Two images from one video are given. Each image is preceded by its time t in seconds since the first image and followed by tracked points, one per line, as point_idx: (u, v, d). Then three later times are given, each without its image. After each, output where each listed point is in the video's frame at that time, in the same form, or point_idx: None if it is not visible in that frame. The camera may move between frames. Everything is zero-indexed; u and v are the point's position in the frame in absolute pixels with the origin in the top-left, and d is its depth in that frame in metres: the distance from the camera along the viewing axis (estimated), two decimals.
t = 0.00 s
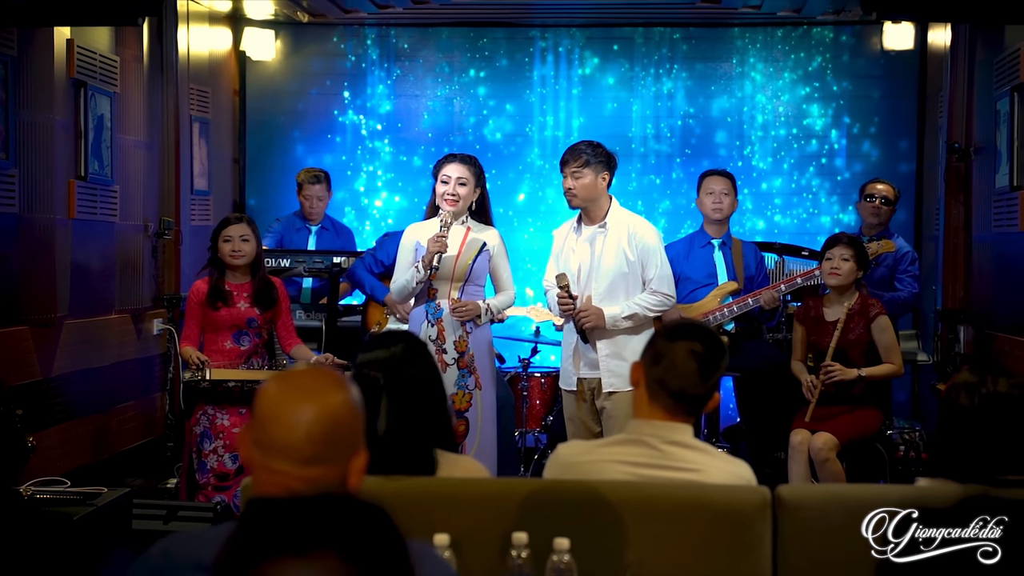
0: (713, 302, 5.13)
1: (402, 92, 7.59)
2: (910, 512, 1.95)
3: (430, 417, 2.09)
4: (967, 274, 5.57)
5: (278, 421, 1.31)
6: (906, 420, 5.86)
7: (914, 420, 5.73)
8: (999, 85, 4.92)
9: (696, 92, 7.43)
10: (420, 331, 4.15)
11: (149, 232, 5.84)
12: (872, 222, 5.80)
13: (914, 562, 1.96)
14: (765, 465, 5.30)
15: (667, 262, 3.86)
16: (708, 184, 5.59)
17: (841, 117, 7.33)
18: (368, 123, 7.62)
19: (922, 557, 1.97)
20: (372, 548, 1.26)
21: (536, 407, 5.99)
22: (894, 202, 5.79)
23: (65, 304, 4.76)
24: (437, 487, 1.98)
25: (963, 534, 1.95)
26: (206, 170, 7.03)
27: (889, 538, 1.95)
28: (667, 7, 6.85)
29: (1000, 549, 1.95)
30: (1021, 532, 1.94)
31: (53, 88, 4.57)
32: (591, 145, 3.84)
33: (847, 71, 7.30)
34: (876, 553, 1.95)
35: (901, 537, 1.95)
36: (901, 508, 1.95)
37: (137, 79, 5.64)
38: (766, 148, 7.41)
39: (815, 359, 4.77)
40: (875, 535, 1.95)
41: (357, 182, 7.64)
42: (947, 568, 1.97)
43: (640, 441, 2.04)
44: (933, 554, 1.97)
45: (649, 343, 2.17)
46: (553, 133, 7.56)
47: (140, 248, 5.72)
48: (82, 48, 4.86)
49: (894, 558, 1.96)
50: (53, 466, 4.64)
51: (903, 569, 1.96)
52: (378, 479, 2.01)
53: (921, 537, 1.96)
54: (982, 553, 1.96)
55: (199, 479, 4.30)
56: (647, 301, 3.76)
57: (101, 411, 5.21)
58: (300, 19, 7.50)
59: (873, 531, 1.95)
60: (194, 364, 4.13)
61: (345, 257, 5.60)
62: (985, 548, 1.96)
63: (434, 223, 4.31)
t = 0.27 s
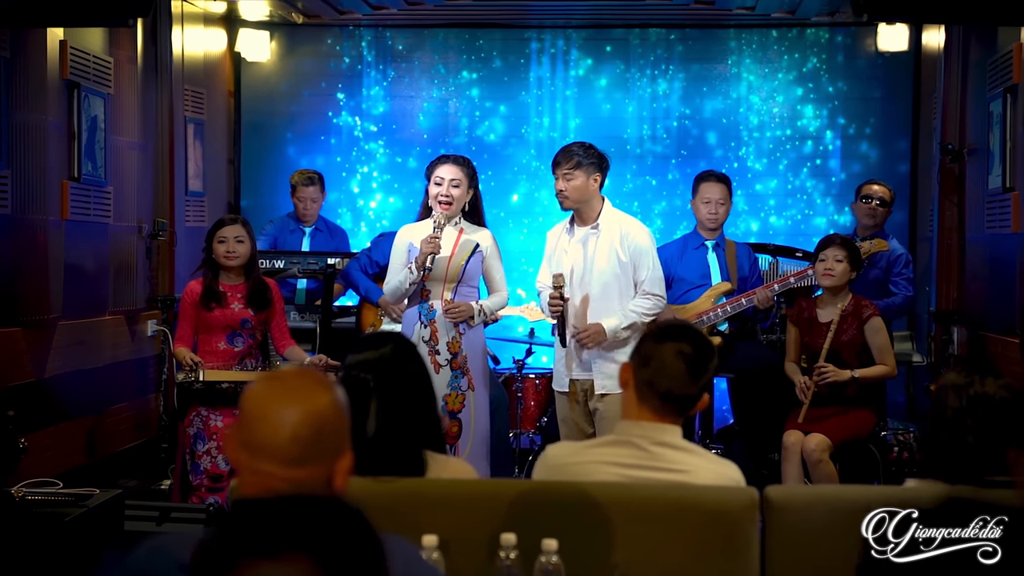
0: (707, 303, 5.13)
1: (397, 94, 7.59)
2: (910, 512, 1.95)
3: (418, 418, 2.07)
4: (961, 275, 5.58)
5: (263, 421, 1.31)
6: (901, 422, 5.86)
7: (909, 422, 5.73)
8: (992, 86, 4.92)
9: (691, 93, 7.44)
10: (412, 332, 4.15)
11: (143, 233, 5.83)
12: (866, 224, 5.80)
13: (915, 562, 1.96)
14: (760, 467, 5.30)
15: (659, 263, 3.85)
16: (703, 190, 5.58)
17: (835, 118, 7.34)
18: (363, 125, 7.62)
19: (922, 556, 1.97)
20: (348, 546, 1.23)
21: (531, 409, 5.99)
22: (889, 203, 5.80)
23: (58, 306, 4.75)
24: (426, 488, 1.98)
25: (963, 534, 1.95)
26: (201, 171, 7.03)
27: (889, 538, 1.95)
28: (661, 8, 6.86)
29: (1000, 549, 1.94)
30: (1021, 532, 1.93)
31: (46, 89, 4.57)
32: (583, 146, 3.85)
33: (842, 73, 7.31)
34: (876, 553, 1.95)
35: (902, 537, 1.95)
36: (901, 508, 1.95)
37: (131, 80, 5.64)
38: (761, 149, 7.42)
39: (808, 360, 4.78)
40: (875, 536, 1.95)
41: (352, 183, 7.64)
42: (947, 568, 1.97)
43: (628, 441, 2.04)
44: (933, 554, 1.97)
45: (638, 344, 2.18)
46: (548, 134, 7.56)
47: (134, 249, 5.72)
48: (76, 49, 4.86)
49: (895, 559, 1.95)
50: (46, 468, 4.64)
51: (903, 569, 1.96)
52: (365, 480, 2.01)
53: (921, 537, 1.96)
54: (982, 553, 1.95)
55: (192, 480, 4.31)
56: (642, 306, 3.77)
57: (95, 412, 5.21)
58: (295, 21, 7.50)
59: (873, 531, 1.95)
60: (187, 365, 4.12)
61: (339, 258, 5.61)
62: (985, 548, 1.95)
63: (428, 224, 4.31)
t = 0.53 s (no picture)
0: (701, 304, 5.14)
1: (392, 95, 7.59)
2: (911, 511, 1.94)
3: (408, 419, 2.07)
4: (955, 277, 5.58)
5: (248, 419, 1.31)
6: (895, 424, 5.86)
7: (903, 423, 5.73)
8: (986, 88, 4.93)
9: (687, 95, 7.44)
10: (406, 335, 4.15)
11: (138, 235, 5.83)
12: (860, 226, 5.80)
13: (915, 562, 1.96)
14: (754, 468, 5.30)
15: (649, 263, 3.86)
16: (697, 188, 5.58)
17: (831, 120, 7.34)
18: (359, 127, 7.62)
19: (922, 557, 1.96)
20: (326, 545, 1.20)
21: (526, 410, 5.99)
22: (883, 205, 5.81)
23: (51, 307, 4.75)
24: (416, 490, 1.98)
25: (965, 534, 1.90)
26: (196, 173, 7.02)
27: (889, 538, 1.94)
28: (656, 10, 6.86)
29: (1000, 549, 1.92)
30: (1020, 532, 1.89)
31: (39, 90, 4.57)
32: (577, 148, 3.87)
33: (837, 74, 7.31)
34: (876, 553, 1.94)
35: (902, 537, 1.95)
36: (902, 508, 1.95)
37: (125, 81, 5.63)
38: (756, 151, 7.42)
39: (802, 362, 4.78)
40: (875, 536, 1.95)
41: (347, 185, 7.64)
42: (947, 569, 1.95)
43: (617, 443, 2.04)
44: (933, 554, 1.96)
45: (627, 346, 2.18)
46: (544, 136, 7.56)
47: (129, 251, 5.72)
48: (70, 51, 4.86)
49: (895, 558, 1.95)
50: (39, 469, 4.63)
51: (903, 569, 1.96)
52: (355, 482, 2.01)
53: (921, 537, 1.95)
54: (982, 553, 1.93)
55: (186, 482, 4.32)
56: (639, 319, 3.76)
57: (88, 414, 5.20)
58: (290, 22, 7.49)
59: (874, 531, 1.95)
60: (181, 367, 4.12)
61: (333, 260, 5.60)
62: (985, 548, 1.93)
63: (421, 226, 4.31)
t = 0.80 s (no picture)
0: (694, 305, 5.14)
1: (387, 97, 7.60)
2: (910, 512, 1.94)
3: (397, 420, 2.07)
4: (949, 277, 5.58)
5: (231, 420, 1.33)
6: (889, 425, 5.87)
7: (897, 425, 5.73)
8: (978, 90, 4.93)
9: (682, 97, 7.44)
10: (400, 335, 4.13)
11: (132, 236, 5.83)
12: (853, 228, 5.81)
13: (915, 562, 1.95)
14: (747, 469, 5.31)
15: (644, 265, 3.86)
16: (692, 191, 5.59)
17: (825, 121, 7.34)
18: (354, 128, 7.62)
19: (922, 556, 1.96)
20: (302, 545, 1.22)
21: (520, 411, 5.99)
22: (876, 207, 5.81)
23: (44, 309, 4.75)
24: (405, 491, 1.98)
25: (969, 535, 1.84)
26: (190, 174, 7.02)
27: (889, 538, 1.94)
28: (651, 12, 6.86)
29: (999, 548, 1.91)
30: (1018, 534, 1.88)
31: (32, 91, 4.56)
32: (570, 150, 3.84)
33: (832, 76, 7.31)
34: (876, 553, 1.94)
35: (902, 537, 1.94)
36: (901, 508, 1.94)
37: (119, 83, 5.63)
38: (751, 153, 7.42)
39: (796, 364, 4.78)
40: (875, 536, 1.94)
41: (342, 186, 7.64)
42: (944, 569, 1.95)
43: (605, 444, 2.04)
44: (933, 554, 1.95)
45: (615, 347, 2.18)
46: (540, 137, 7.56)
47: (123, 252, 5.71)
48: (63, 52, 4.85)
49: (894, 559, 1.95)
50: (32, 471, 4.63)
51: (903, 569, 1.95)
52: (343, 483, 2.02)
53: (921, 537, 1.95)
54: (982, 553, 1.92)
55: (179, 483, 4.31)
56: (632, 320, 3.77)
57: (82, 415, 5.20)
58: (285, 23, 7.49)
59: (873, 531, 1.94)
60: (174, 368, 4.13)
61: (328, 261, 5.57)
62: (985, 548, 1.92)
63: (414, 228, 4.31)
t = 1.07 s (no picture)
0: (688, 306, 5.13)
1: (382, 98, 7.60)
2: (910, 512, 1.94)
3: (386, 420, 2.08)
4: (942, 278, 5.59)
5: (216, 418, 1.37)
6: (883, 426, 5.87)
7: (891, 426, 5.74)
8: (972, 91, 4.94)
9: (677, 98, 7.45)
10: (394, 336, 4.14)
11: (126, 237, 5.83)
12: (847, 229, 5.82)
13: (915, 562, 1.94)
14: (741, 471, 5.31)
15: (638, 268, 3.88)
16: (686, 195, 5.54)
17: (820, 122, 7.34)
18: (349, 128, 7.62)
19: (923, 557, 1.94)
20: (279, 546, 1.28)
21: (515, 412, 5.99)
22: (869, 209, 5.82)
23: (38, 309, 4.75)
24: (394, 491, 1.98)
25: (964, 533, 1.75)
26: (185, 175, 7.02)
27: (889, 538, 1.94)
28: (645, 13, 6.86)
29: (1000, 548, 1.87)
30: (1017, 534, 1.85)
31: (25, 92, 4.56)
32: (564, 153, 3.82)
33: (826, 77, 7.32)
34: (876, 553, 1.94)
35: (902, 537, 1.94)
36: (902, 508, 1.94)
37: (113, 83, 5.63)
38: (746, 154, 7.43)
39: (789, 364, 4.78)
40: (875, 536, 1.95)
41: (338, 187, 7.63)
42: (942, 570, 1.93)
43: (594, 445, 2.05)
44: (934, 554, 1.94)
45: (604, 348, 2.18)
46: (535, 138, 7.56)
47: (116, 253, 5.71)
48: (56, 53, 4.85)
49: (895, 559, 1.95)
50: (25, 472, 4.63)
51: (903, 570, 1.95)
52: (331, 483, 2.02)
53: (921, 537, 1.94)
54: (982, 553, 1.89)
55: (172, 484, 4.32)
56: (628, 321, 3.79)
57: (75, 416, 5.20)
58: (280, 24, 7.49)
59: (873, 532, 1.94)
60: (168, 369, 4.14)
61: (321, 262, 5.47)
62: (985, 548, 1.89)
63: (407, 228, 4.31)
